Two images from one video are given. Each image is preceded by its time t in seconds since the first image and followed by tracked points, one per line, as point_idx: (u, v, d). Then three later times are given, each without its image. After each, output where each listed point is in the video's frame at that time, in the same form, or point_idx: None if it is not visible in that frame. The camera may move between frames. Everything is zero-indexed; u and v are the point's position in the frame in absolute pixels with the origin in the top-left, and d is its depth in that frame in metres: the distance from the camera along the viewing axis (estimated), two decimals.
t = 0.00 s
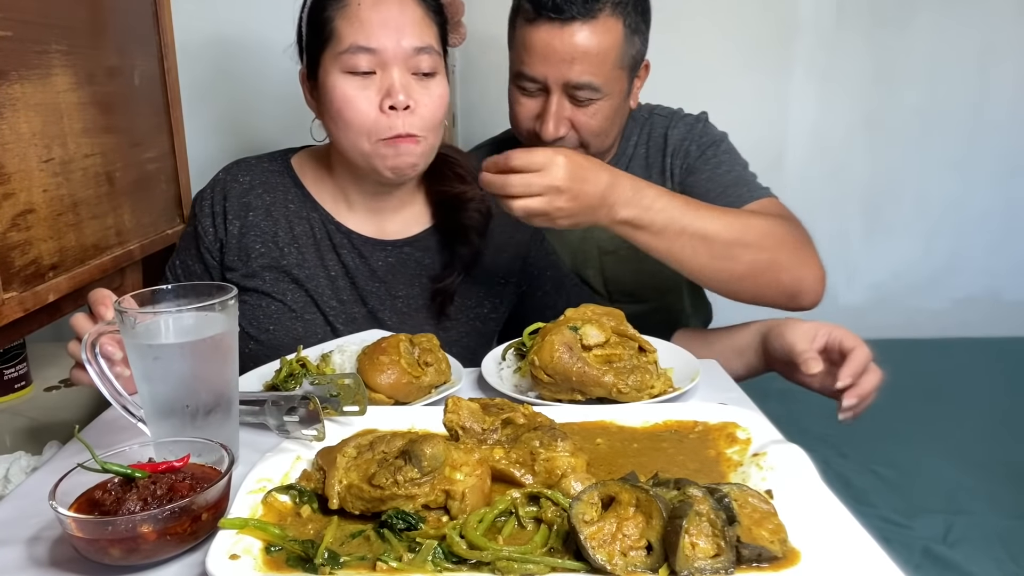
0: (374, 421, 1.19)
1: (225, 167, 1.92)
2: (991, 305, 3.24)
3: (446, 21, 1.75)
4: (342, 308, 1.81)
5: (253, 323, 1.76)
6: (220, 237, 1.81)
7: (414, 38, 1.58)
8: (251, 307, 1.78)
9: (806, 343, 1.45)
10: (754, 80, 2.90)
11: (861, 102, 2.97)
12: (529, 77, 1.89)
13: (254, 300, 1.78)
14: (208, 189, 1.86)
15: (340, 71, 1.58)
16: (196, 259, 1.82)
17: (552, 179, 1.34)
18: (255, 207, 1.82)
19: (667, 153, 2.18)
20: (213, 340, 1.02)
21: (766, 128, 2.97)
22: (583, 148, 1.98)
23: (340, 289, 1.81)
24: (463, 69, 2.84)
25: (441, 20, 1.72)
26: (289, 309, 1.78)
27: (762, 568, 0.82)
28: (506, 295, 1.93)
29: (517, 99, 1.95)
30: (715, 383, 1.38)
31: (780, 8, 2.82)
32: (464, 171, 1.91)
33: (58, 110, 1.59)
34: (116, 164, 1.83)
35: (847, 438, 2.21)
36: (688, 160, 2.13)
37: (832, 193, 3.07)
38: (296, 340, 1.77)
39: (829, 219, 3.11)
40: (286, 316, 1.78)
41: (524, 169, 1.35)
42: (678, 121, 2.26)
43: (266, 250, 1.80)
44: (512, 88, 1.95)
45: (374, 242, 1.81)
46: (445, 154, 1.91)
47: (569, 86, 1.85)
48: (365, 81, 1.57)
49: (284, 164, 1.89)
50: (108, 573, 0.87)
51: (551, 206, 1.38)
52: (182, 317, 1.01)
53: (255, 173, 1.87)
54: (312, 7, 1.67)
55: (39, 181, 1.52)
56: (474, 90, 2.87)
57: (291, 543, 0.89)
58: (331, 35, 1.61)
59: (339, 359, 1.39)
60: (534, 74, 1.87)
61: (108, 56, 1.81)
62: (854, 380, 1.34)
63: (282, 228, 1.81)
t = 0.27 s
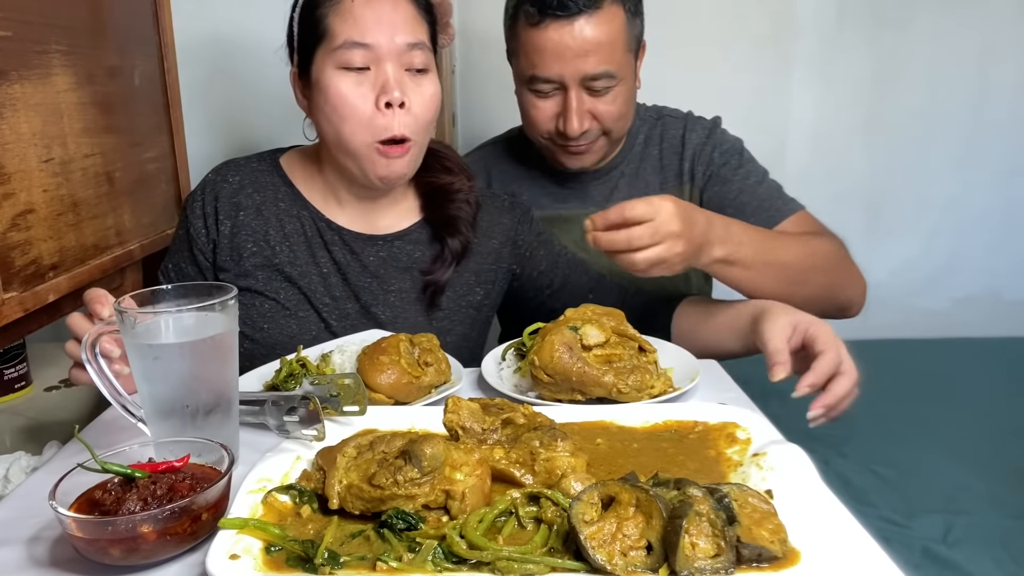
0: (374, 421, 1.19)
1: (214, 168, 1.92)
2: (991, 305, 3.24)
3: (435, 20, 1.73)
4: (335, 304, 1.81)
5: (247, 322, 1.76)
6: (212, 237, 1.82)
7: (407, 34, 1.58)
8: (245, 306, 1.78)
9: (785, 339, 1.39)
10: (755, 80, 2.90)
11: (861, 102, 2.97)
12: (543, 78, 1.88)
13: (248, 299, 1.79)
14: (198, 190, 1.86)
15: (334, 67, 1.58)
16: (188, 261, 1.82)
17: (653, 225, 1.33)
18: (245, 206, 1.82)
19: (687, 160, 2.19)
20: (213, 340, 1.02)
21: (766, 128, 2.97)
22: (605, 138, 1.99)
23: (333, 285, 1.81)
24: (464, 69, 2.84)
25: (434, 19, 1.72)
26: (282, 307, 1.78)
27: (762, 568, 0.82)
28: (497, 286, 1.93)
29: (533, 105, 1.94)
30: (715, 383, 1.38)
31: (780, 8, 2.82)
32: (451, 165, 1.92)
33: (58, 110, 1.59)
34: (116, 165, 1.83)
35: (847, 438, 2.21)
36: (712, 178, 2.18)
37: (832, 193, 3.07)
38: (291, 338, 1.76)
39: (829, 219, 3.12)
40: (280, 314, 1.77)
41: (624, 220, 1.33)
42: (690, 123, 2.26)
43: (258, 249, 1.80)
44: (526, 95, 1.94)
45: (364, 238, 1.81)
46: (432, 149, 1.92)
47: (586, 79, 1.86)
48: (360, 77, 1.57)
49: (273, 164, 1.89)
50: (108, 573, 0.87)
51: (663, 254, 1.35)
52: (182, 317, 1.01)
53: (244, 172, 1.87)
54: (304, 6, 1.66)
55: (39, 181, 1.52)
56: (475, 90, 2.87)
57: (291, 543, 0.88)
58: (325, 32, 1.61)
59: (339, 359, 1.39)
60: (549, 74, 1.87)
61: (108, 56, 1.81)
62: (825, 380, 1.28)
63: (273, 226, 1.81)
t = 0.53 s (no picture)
0: (374, 421, 1.19)
1: (215, 168, 1.92)
2: (991, 305, 3.24)
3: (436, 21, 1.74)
4: (336, 303, 1.80)
5: (248, 321, 1.75)
6: (214, 237, 1.82)
7: (408, 34, 1.58)
8: (245, 305, 1.77)
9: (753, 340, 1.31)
10: (755, 81, 2.90)
11: (861, 102, 2.97)
12: (557, 76, 1.88)
13: (249, 299, 1.78)
14: (199, 190, 1.86)
15: (335, 67, 1.58)
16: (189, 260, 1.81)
17: (709, 227, 1.35)
18: (246, 206, 1.82)
19: (696, 165, 2.18)
20: (213, 341, 1.02)
21: (766, 128, 2.97)
22: (617, 131, 1.99)
23: (334, 284, 1.81)
24: (464, 69, 2.84)
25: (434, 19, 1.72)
26: (283, 306, 1.78)
27: (762, 568, 0.82)
28: (497, 283, 1.92)
29: (545, 102, 1.93)
30: (715, 383, 1.38)
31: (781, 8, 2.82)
32: (451, 163, 1.92)
33: (58, 110, 1.59)
34: (116, 164, 1.83)
35: (847, 438, 2.21)
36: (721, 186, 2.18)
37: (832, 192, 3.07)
38: (292, 337, 1.75)
39: (829, 219, 3.12)
40: (281, 313, 1.77)
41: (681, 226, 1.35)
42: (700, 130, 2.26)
43: (259, 248, 1.80)
44: (537, 94, 1.93)
45: (366, 238, 1.82)
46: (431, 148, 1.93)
47: (600, 75, 1.87)
48: (361, 77, 1.57)
49: (274, 164, 1.90)
50: (108, 573, 0.87)
51: (721, 257, 1.36)
52: (182, 317, 1.01)
53: (246, 173, 1.87)
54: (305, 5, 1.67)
55: (39, 181, 1.52)
56: (474, 89, 2.87)
57: (291, 543, 0.88)
58: (326, 32, 1.61)
59: (339, 359, 1.39)
60: (563, 71, 1.86)
61: (108, 56, 1.81)
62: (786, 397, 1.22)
63: (274, 226, 1.81)
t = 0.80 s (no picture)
0: (374, 421, 1.19)
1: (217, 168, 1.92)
2: (991, 305, 3.24)
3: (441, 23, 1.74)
4: (338, 303, 1.80)
5: (250, 322, 1.76)
6: (216, 237, 1.81)
7: (414, 37, 1.59)
8: (247, 306, 1.77)
9: (744, 362, 1.27)
10: (754, 80, 2.90)
11: (861, 102, 2.97)
12: (559, 69, 1.88)
13: (250, 299, 1.78)
14: (201, 190, 1.86)
15: (340, 68, 1.58)
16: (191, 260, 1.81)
17: (734, 210, 1.36)
18: (248, 206, 1.82)
19: (697, 165, 2.17)
20: (212, 341, 1.02)
21: (766, 128, 2.97)
22: (617, 126, 1.98)
23: (336, 284, 1.81)
24: (464, 70, 2.84)
25: (439, 21, 1.73)
26: (285, 306, 1.78)
27: (762, 568, 0.82)
28: (498, 283, 1.92)
29: (546, 97, 1.93)
30: (715, 383, 1.38)
31: (780, 8, 2.82)
32: (452, 163, 1.92)
33: (58, 110, 1.59)
34: (116, 164, 1.83)
35: (847, 438, 2.22)
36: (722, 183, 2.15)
37: (831, 192, 3.08)
38: (294, 337, 1.76)
39: (828, 219, 3.12)
40: (283, 314, 1.77)
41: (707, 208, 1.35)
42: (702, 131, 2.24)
43: (261, 248, 1.80)
44: (539, 88, 1.93)
45: (368, 238, 1.82)
46: (433, 148, 1.93)
47: (601, 68, 1.87)
48: (366, 79, 1.57)
49: (275, 163, 1.90)
50: (108, 573, 0.87)
51: (743, 241, 1.37)
52: (182, 317, 1.01)
53: (248, 172, 1.87)
54: (311, 5, 1.66)
55: (39, 181, 1.52)
56: (475, 90, 2.87)
57: (291, 543, 0.88)
58: (331, 33, 1.61)
59: (339, 359, 1.39)
60: (565, 64, 1.87)
61: (108, 56, 1.81)
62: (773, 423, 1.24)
63: (276, 226, 1.81)
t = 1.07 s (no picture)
0: (374, 421, 1.19)
1: (214, 168, 1.92)
2: (991, 305, 3.24)
3: (433, 22, 1.74)
4: (334, 302, 1.81)
5: (246, 320, 1.76)
6: (213, 236, 1.81)
7: (404, 35, 1.58)
8: (243, 305, 1.78)
9: (752, 359, 1.27)
10: (754, 80, 2.90)
11: (861, 102, 2.97)
12: (548, 56, 1.88)
13: (247, 298, 1.79)
14: (198, 190, 1.86)
15: (331, 67, 1.58)
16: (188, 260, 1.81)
17: (727, 202, 1.36)
18: (244, 206, 1.82)
19: (695, 163, 2.17)
20: (212, 341, 1.02)
21: (766, 128, 2.97)
22: (604, 127, 1.96)
23: (332, 283, 1.81)
24: (464, 69, 2.84)
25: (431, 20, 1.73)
26: (282, 305, 1.78)
27: (762, 568, 0.82)
28: (493, 280, 1.93)
29: (536, 86, 1.93)
30: (715, 383, 1.38)
31: (781, 8, 2.82)
32: (448, 161, 1.92)
33: (58, 110, 1.59)
34: (116, 164, 1.83)
35: (847, 438, 2.22)
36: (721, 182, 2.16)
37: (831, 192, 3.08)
38: (291, 336, 1.76)
39: (828, 219, 3.12)
40: (280, 313, 1.77)
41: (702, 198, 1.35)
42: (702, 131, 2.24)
43: (257, 248, 1.80)
44: (530, 75, 1.93)
45: (363, 237, 1.82)
46: (429, 146, 1.93)
47: (589, 59, 1.86)
48: (356, 77, 1.57)
49: (272, 163, 1.90)
50: (108, 573, 0.87)
51: (732, 236, 1.37)
52: (182, 317, 1.01)
53: (244, 172, 1.87)
54: (303, 5, 1.67)
55: (39, 181, 1.52)
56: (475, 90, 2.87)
57: (291, 543, 0.88)
58: (322, 32, 1.61)
59: (339, 359, 1.39)
60: (554, 51, 1.87)
61: (108, 56, 1.81)
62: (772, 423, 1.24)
63: (273, 225, 1.81)
